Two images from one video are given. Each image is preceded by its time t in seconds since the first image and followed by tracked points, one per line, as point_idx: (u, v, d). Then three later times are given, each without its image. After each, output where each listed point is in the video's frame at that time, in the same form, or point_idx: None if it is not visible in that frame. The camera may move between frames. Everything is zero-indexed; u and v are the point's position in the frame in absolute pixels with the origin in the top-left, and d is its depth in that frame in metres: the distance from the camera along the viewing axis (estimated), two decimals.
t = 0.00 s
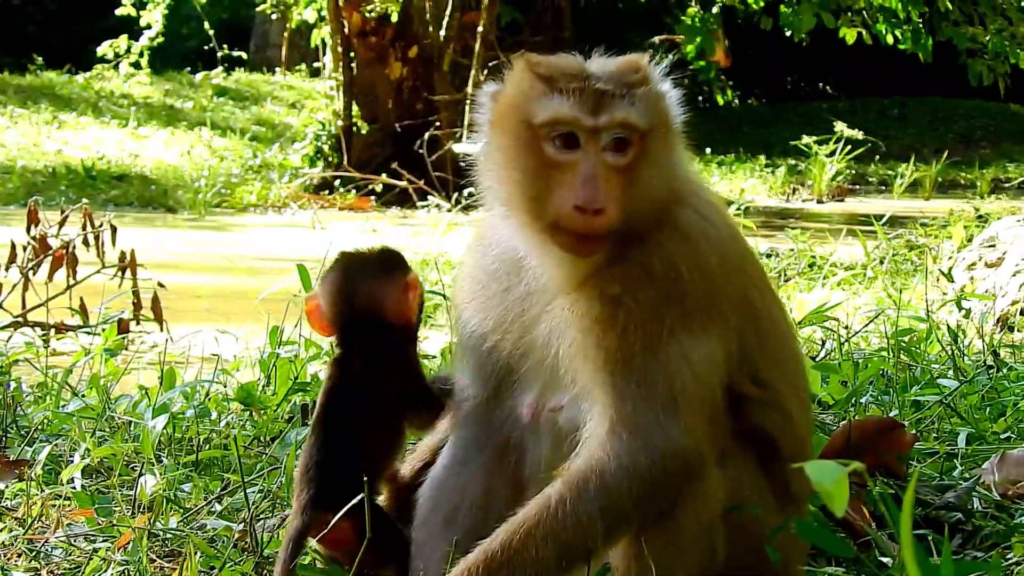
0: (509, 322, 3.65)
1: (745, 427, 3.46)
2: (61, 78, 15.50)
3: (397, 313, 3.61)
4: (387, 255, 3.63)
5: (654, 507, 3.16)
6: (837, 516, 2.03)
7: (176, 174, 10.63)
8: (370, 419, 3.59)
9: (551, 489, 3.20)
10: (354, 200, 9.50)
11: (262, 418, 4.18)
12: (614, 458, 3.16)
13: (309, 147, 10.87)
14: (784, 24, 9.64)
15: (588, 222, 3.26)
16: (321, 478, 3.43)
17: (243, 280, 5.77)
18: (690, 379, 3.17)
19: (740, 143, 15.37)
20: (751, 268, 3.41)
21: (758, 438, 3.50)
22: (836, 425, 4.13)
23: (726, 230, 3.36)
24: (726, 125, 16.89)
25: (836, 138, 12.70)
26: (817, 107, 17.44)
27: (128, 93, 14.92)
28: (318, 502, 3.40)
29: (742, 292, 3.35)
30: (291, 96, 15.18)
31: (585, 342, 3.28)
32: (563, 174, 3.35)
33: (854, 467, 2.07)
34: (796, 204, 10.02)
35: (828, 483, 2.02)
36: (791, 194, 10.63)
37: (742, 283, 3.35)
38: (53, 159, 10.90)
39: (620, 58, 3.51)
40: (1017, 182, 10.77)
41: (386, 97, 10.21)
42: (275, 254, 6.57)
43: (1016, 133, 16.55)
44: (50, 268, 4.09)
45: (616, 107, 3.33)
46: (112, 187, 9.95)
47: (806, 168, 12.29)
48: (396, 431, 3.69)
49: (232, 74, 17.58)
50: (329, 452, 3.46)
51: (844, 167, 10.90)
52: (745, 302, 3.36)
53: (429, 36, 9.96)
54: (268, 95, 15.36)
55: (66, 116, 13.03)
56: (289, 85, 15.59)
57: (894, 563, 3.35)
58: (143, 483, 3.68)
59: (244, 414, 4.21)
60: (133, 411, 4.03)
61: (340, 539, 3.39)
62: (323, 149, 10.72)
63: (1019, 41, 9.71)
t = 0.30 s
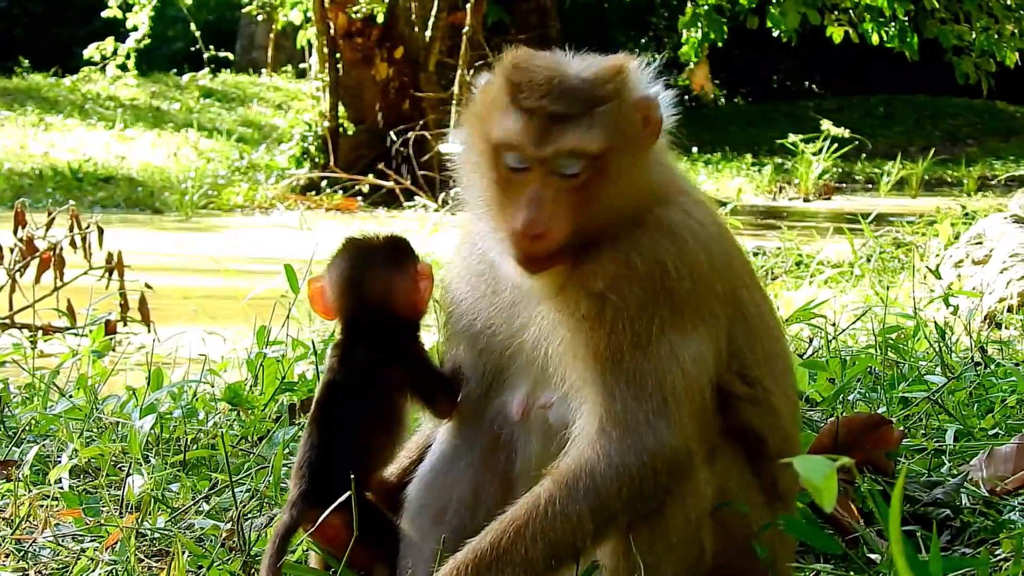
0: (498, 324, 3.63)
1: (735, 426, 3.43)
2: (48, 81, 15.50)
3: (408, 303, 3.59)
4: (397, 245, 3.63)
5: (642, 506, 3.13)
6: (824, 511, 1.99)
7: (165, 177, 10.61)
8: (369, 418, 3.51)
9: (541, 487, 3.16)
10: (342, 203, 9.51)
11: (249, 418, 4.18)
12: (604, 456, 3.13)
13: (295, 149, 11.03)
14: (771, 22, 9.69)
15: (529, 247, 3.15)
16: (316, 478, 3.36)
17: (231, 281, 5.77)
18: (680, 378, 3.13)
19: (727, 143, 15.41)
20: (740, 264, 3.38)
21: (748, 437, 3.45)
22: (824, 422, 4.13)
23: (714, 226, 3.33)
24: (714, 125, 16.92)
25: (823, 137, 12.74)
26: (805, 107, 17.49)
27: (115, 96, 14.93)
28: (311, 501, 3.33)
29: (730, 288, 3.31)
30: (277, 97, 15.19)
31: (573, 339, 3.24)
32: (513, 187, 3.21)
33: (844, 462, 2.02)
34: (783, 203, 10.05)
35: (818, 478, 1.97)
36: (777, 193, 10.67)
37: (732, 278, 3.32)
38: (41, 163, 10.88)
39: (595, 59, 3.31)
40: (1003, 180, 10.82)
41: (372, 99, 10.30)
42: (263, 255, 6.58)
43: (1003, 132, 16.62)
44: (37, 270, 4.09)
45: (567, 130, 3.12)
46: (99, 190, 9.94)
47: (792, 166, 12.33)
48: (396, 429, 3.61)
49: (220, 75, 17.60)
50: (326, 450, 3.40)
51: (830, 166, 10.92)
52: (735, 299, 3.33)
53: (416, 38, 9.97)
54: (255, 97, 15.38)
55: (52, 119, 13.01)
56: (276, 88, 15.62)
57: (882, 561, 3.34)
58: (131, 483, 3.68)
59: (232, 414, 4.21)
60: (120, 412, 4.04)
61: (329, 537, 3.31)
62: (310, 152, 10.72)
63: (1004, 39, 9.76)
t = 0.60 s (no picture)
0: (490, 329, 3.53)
1: (727, 426, 3.37)
2: (38, 83, 15.49)
3: (398, 306, 3.59)
4: (390, 248, 3.65)
5: (637, 511, 3.06)
6: (816, 513, 2.00)
7: (155, 178, 10.60)
8: (355, 420, 3.50)
9: (535, 493, 3.09)
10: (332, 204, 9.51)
11: (241, 420, 4.20)
12: (599, 462, 3.04)
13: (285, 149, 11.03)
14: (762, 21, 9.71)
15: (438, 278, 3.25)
16: (299, 479, 3.34)
17: (222, 283, 5.77)
18: (672, 381, 3.04)
19: (717, 143, 15.44)
20: (728, 257, 3.28)
21: (738, 437, 3.40)
22: (817, 423, 4.14)
23: (696, 217, 3.22)
24: (704, 124, 16.95)
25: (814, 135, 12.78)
26: (795, 106, 17.53)
27: (105, 97, 14.92)
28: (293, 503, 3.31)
29: (719, 282, 3.21)
30: (266, 98, 15.18)
31: (558, 341, 3.14)
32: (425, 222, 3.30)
33: (836, 464, 2.02)
34: (774, 202, 10.07)
35: (810, 480, 1.97)
36: (768, 192, 10.70)
37: (719, 272, 3.22)
38: (31, 164, 10.87)
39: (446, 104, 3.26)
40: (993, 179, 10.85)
41: (363, 99, 10.42)
42: (254, 256, 6.58)
43: (993, 130, 16.67)
44: (29, 273, 4.09)
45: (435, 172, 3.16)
46: (89, 192, 9.93)
47: (782, 166, 12.37)
48: (382, 433, 3.60)
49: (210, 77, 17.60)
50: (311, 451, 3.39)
51: (820, 164, 10.95)
52: (725, 294, 3.24)
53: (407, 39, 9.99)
54: (246, 98, 15.38)
55: (43, 121, 13.00)
56: (266, 90, 15.62)
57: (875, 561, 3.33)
58: (123, 485, 3.68)
59: (223, 417, 4.23)
60: (112, 415, 4.04)
61: (315, 542, 3.32)
62: (301, 152, 10.73)
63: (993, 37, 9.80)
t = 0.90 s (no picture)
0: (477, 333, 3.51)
1: (719, 429, 3.36)
2: (29, 87, 15.47)
3: (389, 313, 3.59)
4: (380, 257, 3.63)
5: (627, 515, 3.06)
6: (805, 517, 1.99)
7: (146, 182, 10.59)
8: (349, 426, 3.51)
9: (524, 497, 3.09)
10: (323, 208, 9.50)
11: (231, 424, 4.20)
12: (588, 466, 3.04)
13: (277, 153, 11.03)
14: (753, 25, 9.73)
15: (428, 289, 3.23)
16: (298, 484, 3.34)
17: (213, 287, 5.77)
18: (661, 384, 3.04)
19: (708, 148, 15.45)
20: (716, 256, 3.28)
21: (731, 441, 3.40)
22: (807, 428, 4.14)
23: (683, 217, 3.22)
24: (696, 129, 16.97)
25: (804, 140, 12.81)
26: (787, 110, 17.56)
27: (96, 101, 14.91)
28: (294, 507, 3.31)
29: (707, 283, 3.21)
30: (257, 103, 15.18)
31: (546, 345, 3.13)
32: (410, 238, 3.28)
33: (827, 467, 2.01)
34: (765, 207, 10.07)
35: (799, 485, 1.96)
36: (758, 197, 10.71)
37: (706, 273, 3.21)
38: (22, 169, 10.84)
39: (425, 120, 3.28)
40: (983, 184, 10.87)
41: (353, 104, 10.39)
42: (245, 261, 6.59)
43: (984, 134, 16.69)
44: (19, 277, 4.09)
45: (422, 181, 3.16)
46: (80, 196, 9.91)
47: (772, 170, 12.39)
48: (375, 439, 3.61)
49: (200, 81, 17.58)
50: (308, 456, 3.39)
51: (811, 169, 10.96)
52: (713, 294, 3.24)
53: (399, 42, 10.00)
54: (237, 102, 15.38)
55: (34, 125, 12.98)
56: (256, 95, 15.61)
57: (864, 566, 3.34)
58: (114, 490, 3.67)
59: (214, 421, 4.23)
60: (102, 419, 4.04)
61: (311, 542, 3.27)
62: (292, 156, 10.73)
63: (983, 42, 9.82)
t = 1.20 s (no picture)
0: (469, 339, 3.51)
1: (712, 433, 3.37)
2: (22, 92, 15.48)
3: (379, 321, 3.62)
4: (367, 267, 3.66)
5: (621, 521, 3.06)
6: (799, 521, 1.99)
7: (139, 187, 10.58)
8: (348, 430, 3.51)
9: (517, 504, 3.09)
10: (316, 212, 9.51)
11: (224, 429, 4.21)
12: (581, 472, 3.04)
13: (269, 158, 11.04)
14: (744, 28, 9.75)
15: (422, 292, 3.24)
16: (302, 488, 3.34)
17: (206, 292, 5.78)
18: (654, 390, 3.04)
19: (700, 151, 15.48)
20: (708, 260, 3.29)
21: (723, 444, 3.40)
22: (800, 432, 4.15)
23: (676, 222, 3.22)
24: (688, 132, 16.98)
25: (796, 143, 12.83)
26: (779, 113, 17.59)
27: (88, 106, 14.92)
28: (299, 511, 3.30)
29: (698, 287, 3.21)
30: (250, 107, 15.19)
31: (539, 351, 3.13)
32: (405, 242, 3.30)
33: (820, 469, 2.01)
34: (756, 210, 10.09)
35: (792, 488, 1.96)
36: (750, 199, 10.73)
37: (699, 277, 3.22)
38: (15, 174, 10.84)
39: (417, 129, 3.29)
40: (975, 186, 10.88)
41: (346, 110, 10.41)
42: (237, 265, 6.60)
43: (977, 136, 16.70)
44: (12, 282, 4.09)
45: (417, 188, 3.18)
46: (73, 200, 9.91)
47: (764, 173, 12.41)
48: (373, 445, 3.61)
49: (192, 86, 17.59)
50: (312, 460, 3.39)
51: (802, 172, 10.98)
52: (705, 299, 3.24)
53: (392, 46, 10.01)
54: (229, 107, 15.39)
55: (27, 130, 12.98)
56: (248, 99, 15.62)
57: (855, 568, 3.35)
58: (106, 494, 3.67)
59: (207, 426, 4.24)
60: (95, 423, 4.04)
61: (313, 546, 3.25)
62: (286, 160, 10.73)
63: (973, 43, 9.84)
